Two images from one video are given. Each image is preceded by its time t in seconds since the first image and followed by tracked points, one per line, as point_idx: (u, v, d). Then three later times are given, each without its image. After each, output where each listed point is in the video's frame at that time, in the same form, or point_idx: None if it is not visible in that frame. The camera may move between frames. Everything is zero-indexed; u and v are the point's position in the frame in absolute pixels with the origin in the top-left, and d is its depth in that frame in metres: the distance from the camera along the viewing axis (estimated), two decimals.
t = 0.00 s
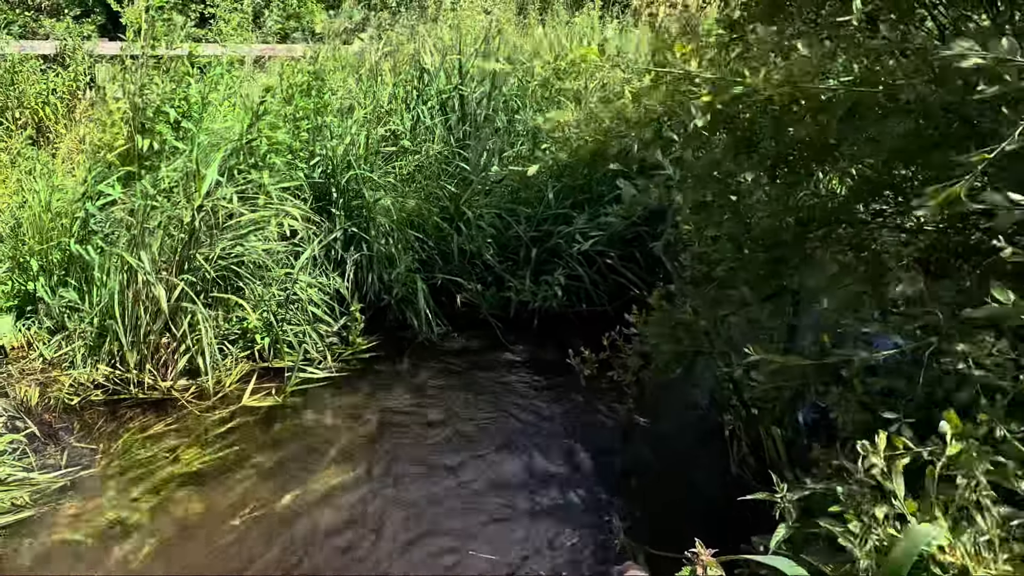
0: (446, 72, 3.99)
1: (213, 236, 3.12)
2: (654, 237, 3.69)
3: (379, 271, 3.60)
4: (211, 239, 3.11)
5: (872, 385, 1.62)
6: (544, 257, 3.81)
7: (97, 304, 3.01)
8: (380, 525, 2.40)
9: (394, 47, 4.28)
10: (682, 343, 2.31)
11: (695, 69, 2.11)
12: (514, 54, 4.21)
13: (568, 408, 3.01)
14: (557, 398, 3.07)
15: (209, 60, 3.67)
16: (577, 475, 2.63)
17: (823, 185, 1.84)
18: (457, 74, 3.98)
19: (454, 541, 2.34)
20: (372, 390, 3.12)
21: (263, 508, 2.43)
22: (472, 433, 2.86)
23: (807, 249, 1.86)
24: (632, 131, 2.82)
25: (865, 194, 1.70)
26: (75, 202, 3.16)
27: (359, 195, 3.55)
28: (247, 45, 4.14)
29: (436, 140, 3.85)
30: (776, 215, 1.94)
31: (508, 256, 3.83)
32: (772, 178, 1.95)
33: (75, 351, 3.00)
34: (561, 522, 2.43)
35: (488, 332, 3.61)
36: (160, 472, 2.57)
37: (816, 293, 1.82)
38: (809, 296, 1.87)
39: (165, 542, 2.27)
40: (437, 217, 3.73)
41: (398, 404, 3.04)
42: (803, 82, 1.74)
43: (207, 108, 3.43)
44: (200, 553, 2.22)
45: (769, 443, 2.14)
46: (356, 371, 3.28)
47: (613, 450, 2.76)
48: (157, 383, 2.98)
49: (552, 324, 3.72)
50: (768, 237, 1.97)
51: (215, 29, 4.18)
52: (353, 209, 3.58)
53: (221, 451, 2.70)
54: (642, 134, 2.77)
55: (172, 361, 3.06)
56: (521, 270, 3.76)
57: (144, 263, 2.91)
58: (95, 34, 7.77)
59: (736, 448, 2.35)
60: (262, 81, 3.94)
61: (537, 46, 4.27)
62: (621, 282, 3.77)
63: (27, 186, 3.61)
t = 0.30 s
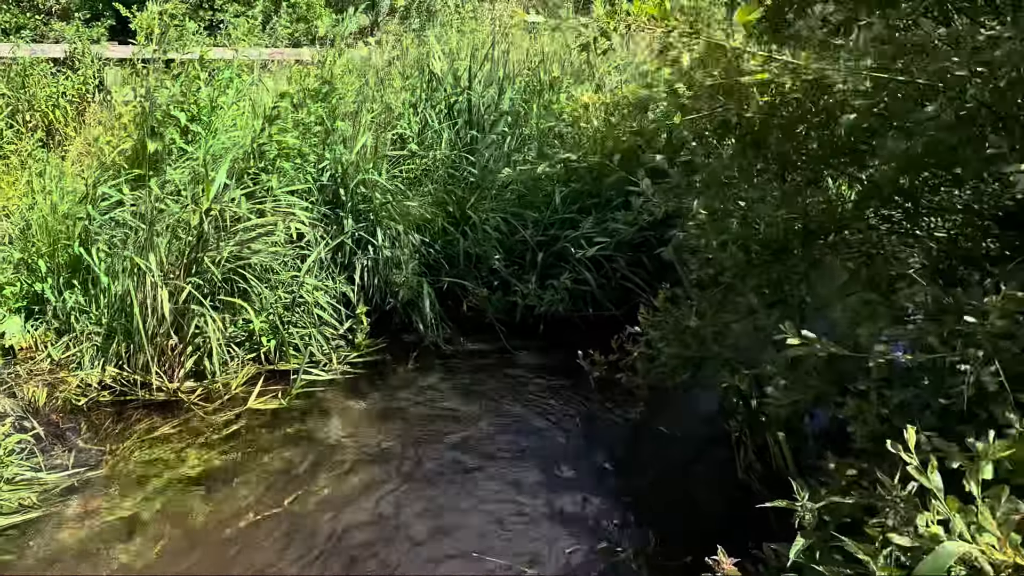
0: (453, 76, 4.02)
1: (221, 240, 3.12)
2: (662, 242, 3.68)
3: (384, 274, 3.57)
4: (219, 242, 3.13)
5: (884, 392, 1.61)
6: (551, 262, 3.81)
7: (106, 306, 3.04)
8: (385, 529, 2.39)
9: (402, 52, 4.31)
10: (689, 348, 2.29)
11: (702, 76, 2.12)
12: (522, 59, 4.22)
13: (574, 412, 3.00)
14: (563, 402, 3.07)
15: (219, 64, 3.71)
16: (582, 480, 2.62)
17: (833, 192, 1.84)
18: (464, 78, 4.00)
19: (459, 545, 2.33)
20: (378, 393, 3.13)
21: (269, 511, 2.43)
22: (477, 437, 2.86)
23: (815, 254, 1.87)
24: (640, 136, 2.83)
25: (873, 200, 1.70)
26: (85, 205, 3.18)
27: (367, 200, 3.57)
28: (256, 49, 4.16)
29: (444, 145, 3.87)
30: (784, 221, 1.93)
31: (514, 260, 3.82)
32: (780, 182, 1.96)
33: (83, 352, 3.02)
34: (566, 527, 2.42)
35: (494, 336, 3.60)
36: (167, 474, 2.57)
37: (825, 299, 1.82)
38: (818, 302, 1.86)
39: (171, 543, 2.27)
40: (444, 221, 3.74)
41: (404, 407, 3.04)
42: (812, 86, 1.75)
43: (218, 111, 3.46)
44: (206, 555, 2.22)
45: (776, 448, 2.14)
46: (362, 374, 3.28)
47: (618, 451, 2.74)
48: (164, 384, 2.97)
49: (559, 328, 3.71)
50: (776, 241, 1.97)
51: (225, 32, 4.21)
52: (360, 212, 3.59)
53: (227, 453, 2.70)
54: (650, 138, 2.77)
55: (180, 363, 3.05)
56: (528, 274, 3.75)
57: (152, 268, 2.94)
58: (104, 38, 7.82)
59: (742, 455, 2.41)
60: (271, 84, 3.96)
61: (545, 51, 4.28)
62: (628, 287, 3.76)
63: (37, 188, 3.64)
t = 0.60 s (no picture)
0: (465, 81, 4.03)
1: (234, 242, 3.15)
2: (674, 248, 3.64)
3: (394, 278, 3.58)
4: (232, 245, 3.15)
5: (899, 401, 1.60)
6: (561, 266, 3.81)
7: (118, 307, 3.06)
8: (396, 533, 2.39)
9: (414, 57, 4.33)
10: (704, 354, 2.23)
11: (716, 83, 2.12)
12: (533, 63, 4.23)
13: (584, 417, 2.99)
14: (573, 408, 3.06)
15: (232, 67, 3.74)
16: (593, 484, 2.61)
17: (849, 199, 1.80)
18: (477, 83, 4.02)
19: (469, 551, 2.32)
20: (388, 397, 3.13)
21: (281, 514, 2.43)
22: (487, 441, 2.86)
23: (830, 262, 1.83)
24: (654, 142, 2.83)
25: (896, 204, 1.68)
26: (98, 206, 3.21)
27: (378, 203, 3.57)
28: (269, 53, 4.19)
29: (455, 149, 3.89)
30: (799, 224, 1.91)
31: (525, 265, 3.81)
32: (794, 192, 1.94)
33: (95, 353, 3.05)
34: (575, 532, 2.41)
35: (504, 341, 3.60)
36: (178, 474, 2.59)
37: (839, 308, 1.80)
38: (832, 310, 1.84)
39: (182, 545, 2.27)
40: (454, 225, 3.75)
41: (414, 411, 3.04)
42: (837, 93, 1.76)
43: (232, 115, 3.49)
44: (216, 556, 2.23)
45: (788, 456, 2.12)
46: (372, 378, 3.28)
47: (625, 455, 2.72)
48: (176, 386, 3.02)
49: (569, 334, 3.70)
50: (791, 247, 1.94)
51: (239, 37, 4.25)
52: (371, 216, 3.59)
53: (238, 455, 2.71)
54: (663, 144, 2.77)
55: (191, 365, 3.10)
56: (538, 279, 3.76)
57: (164, 270, 2.98)
58: (118, 42, 7.90)
59: (756, 462, 2.31)
60: (284, 89, 3.99)
61: (557, 56, 4.29)
62: (639, 292, 3.75)
63: (52, 191, 3.68)
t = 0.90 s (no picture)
0: (476, 87, 4.04)
1: (244, 245, 3.15)
2: (685, 255, 3.66)
3: (405, 283, 3.58)
4: (243, 248, 3.14)
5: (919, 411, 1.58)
6: (571, 273, 3.81)
7: (130, 310, 3.08)
8: (407, 538, 2.37)
9: (425, 62, 4.34)
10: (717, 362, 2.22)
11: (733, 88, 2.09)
12: (544, 69, 4.23)
13: (595, 424, 2.97)
14: (583, 414, 3.05)
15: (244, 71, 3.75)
16: (604, 490, 2.59)
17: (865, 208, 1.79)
18: (488, 89, 4.03)
19: (479, 556, 2.31)
20: (398, 402, 3.13)
21: (291, 518, 2.42)
22: (497, 447, 2.84)
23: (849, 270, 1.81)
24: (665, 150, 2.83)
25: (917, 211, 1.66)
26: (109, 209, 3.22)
27: (390, 208, 3.54)
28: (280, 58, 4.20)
29: (466, 154, 3.89)
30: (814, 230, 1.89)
31: (535, 271, 3.82)
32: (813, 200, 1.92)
33: (105, 355, 3.06)
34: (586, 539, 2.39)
35: (514, 347, 3.59)
36: (188, 478, 2.59)
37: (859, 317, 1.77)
38: (847, 318, 1.83)
39: (192, 548, 2.27)
40: (465, 230, 3.75)
41: (424, 416, 3.03)
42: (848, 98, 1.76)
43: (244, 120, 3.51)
44: (227, 560, 2.22)
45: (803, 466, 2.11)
46: (381, 383, 3.28)
47: (636, 463, 2.71)
48: (185, 390, 3.02)
49: (580, 340, 3.69)
50: (807, 255, 1.94)
51: (252, 42, 4.28)
52: (382, 220, 3.57)
53: (248, 459, 2.71)
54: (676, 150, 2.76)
55: (200, 367, 3.11)
56: (549, 285, 3.76)
57: (174, 274, 2.97)
58: (130, 46, 7.95)
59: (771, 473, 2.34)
60: (295, 93, 3.99)
61: (567, 62, 4.29)
62: (650, 299, 3.74)
63: (63, 194, 3.70)
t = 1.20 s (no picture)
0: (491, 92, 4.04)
1: (260, 250, 3.18)
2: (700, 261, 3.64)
3: (418, 288, 3.58)
4: (260, 253, 3.18)
5: (947, 421, 1.54)
6: (585, 279, 3.80)
7: (144, 313, 3.09)
8: (420, 542, 2.35)
9: (438, 66, 4.35)
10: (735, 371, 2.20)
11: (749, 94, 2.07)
12: (557, 74, 4.23)
13: (608, 430, 2.95)
14: (597, 421, 3.02)
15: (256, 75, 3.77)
16: (617, 497, 2.57)
17: (885, 215, 1.77)
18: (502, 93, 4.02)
19: (492, 560, 2.29)
20: (411, 408, 3.12)
21: (304, 523, 2.41)
22: (510, 453, 2.83)
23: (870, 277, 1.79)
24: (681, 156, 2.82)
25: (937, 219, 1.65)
26: (124, 212, 3.24)
27: (404, 211, 3.59)
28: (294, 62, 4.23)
29: (480, 158, 3.89)
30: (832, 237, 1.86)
31: (549, 276, 3.82)
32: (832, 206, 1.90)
33: (118, 359, 3.08)
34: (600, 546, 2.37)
35: (526, 353, 3.57)
36: (201, 482, 2.59)
37: (880, 326, 1.74)
38: (867, 327, 1.80)
39: (204, 554, 2.26)
40: (477, 234, 3.75)
41: (437, 422, 3.02)
42: (867, 106, 1.75)
43: (259, 124, 3.53)
44: (239, 565, 2.21)
45: (822, 476, 2.08)
46: (393, 388, 3.27)
47: (651, 471, 2.68)
48: (198, 394, 3.02)
49: (593, 346, 3.67)
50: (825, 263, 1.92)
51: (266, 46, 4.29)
52: (395, 225, 3.61)
53: (261, 463, 2.71)
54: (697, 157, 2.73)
55: (214, 371, 3.13)
56: (562, 290, 3.75)
57: (190, 277, 3.02)
58: (143, 50, 7.99)
59: (788, 483, 2.35)
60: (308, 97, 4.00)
61: (581, 67, 4.29)
62: (664, 306, 3.72)
63: (78, 198, 3.71)
